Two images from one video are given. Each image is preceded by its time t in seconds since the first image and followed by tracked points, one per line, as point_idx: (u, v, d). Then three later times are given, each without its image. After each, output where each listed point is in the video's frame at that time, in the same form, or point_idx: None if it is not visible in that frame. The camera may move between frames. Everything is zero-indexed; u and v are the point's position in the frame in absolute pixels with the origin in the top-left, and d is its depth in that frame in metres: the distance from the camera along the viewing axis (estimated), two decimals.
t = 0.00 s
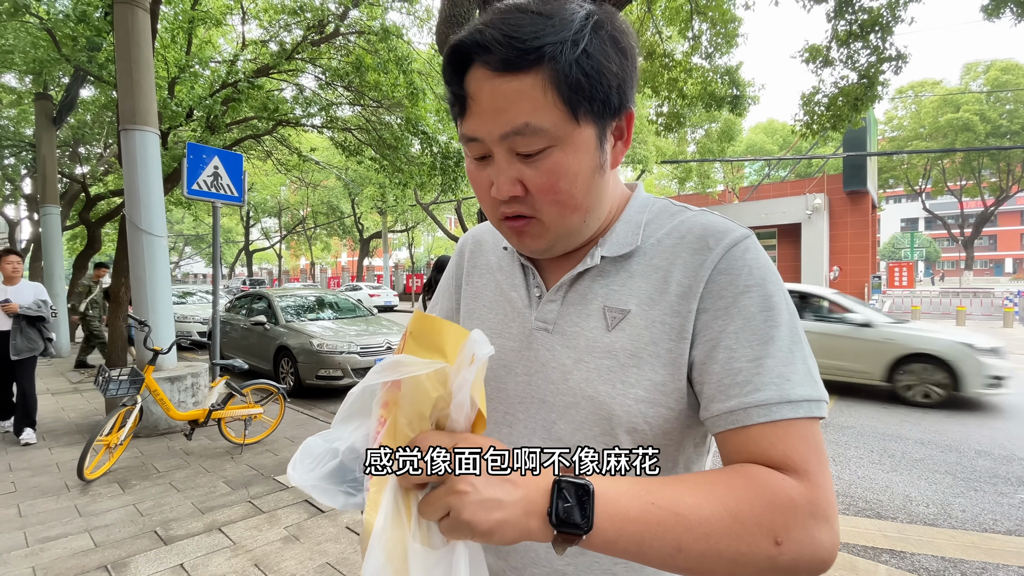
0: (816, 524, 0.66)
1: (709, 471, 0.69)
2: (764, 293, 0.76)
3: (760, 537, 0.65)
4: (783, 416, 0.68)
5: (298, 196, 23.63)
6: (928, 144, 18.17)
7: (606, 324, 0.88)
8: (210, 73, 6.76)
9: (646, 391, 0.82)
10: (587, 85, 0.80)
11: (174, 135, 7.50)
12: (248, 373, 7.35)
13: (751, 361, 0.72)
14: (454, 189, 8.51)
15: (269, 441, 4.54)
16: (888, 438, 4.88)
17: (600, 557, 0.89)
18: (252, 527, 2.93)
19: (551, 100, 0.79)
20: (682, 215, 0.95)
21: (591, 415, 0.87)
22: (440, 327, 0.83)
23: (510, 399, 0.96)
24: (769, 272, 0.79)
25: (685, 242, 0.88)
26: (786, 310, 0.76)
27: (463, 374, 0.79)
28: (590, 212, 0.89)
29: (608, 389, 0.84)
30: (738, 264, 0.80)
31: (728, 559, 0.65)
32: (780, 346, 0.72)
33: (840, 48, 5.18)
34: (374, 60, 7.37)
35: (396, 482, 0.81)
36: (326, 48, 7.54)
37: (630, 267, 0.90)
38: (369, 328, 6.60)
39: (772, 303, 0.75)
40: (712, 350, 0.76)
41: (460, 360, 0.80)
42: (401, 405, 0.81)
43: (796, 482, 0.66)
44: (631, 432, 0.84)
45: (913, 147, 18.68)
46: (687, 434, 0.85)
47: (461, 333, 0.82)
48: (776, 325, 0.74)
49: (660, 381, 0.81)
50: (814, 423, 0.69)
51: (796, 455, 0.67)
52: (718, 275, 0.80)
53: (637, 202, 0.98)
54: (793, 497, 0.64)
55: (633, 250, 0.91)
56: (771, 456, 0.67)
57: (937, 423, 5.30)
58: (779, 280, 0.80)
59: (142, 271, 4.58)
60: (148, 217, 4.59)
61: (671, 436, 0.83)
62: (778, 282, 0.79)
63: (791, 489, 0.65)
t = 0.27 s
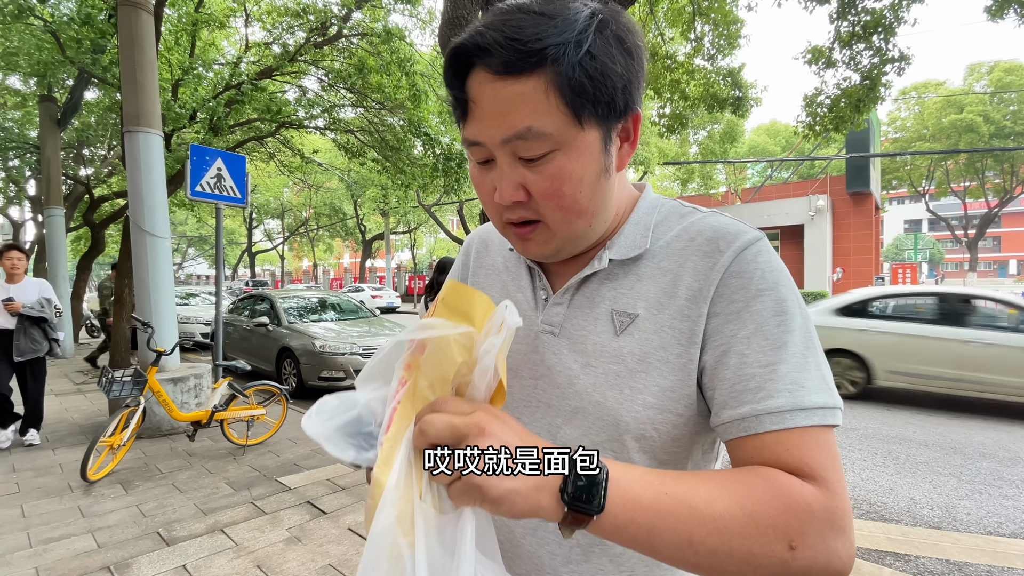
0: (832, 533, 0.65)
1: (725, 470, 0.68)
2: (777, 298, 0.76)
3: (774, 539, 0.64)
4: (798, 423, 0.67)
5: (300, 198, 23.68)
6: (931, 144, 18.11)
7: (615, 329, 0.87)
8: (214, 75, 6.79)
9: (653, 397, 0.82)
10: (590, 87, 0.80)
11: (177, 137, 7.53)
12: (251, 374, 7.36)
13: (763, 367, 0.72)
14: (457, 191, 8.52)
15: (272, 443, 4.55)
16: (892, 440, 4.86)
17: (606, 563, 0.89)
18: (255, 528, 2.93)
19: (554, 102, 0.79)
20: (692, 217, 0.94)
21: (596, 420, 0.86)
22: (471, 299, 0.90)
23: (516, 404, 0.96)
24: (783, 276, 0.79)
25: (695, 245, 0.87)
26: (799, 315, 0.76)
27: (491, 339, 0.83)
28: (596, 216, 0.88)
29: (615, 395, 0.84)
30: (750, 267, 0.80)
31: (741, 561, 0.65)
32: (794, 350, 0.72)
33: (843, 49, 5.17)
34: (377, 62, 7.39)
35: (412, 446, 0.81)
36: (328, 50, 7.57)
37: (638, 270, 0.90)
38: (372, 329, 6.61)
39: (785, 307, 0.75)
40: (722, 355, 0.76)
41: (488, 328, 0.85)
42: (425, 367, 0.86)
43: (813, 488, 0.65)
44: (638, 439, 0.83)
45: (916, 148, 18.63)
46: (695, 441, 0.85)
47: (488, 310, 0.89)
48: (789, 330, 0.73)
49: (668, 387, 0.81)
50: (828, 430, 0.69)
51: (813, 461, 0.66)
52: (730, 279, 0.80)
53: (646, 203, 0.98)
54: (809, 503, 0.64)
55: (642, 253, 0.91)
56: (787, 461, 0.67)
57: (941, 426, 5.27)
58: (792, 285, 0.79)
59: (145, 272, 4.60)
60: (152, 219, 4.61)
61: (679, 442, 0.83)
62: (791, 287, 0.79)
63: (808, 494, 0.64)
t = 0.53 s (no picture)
0: (838, 532, 0.65)
1: (729, 462, 0.69)
2: (779, 296, 0.76)
3: (778, 533, 0.64)
4: (801, 421, 0.67)
5: (302, 198, 23.70)
6: (933, 145, 18.09)
7: (615, 329, 0.88)
8: (216, 76, 6.79)
9: (655, 399, 0.82)
10: (583, 94, 0.80)
11: (179, 138, 7.54)
12: (252, 374, 7.37)
13: (765, 366, 0.71)
14: (458, 191, 8.52)
15: (273, 443, 4.55)
16: (895, 442, 4.84)
17: (607, 564, 0.89)
18: (256, 528, 2.93)
19: (547, 110, 0.79)
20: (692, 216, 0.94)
21: (597, 422, 0.86)
22: (487, 269, 0.92)
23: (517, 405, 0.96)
24: (786, 274, 0.79)
25: (696, 244, 0.87)
26: (802, 314, 0.76)
27: (504, 305, 0.83)
28: (592, 221, 0.88)
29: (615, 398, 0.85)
30: (752, 265, 0.80)
31: (743, 554, 0.65)
32: (797, 348, 0.72)
33: (844, 50, 5.16)
34: (378, 63, 7.40)
35: (415, 404, 0.83)
36: (330, 51, 7.58)
37: (638, 269, 0.90)
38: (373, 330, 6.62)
39: (788, 306, 0.75)
40: (724, 356, 0.76)
41: (501, 295, 0.86)
42: (436, 330, 0.88)
43: (819, 485, 0.65)
44: (639, 440, 0.83)
45: (918, 149, 18.61)
46: (696, 442, 0.85)
47: (503, 278, 0.90)
48: (792, 328, 0.73)
49: (669, 388, 0.81)
50: (833, 428, 0.69)
51: (819, 457, 0.66)
52: (731, 276, 0.80)
53: (647, 202, 0.98)
54: (815, 499, 0.64)
55: (642, 252, 0.91)
56: (792, 458, 0.67)
57: (944, 427, 5.26)
58: (796, 284, 0.79)
59: (147, 272, 4.61)
60: (153, 219, 4.62)
61: (680, 443, 0.83)
62: (795, 286, 0.79)
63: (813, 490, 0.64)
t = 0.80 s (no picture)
0: (845, 541, 0.65)
1: (734, 472, 0.68)
2: (781, 299, 0.75)
3: (782, 541, 0.64)
4: (804, 427, 0.67)
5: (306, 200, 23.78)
6: (939, 146, 17.99)
7: (618, 334, 0.87)
8: (221, 79, 6.82)
9: (657, 402, 0.82)
10: (586, 93, 0.80)
11: (184, 140, 7.58)
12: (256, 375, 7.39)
13: (767, 372, 0.71)
14: (462, 193, 8.54)
15: (277, 444, 4.57)
16: (901, 445, 4.81)
17: (609, 569, 0.88)
18: (260, 529, 2.94)
19: (549, 108, 0.80)
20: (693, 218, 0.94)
21: (599, 426, 0.86)
22: (477, 288, 0.92)
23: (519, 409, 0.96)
24: (788, 278, 0.79)
25: (697, 247, 0.88)
26: (804, 317, 0.76)
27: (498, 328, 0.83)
28: (594, 222, 0.88)
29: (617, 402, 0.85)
30: (753, 269, 0.80)
31: (747, 562, 0.65)
32: (800, 352, 0.72)
33: (849, 51, 5.15)
34: (382, 65, 7.42)
35: (413, 432, 0.83)
36: (335, 53, 7.61)
37: (639, 272, 0.90)
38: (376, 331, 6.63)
39: (791, 310, 0.75)
40: (726, 360, 0.76)
41: (494, 318, 0.86)
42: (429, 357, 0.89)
43: (825, 494, 0.65)
44: (641, 445, 0.83)
45: (923, 150, 18.52)
46: (698, 446, 0.85)
47: (494, 298, 0.90)
48: (794, 332, 0.73)
49: (671, 393, 0.81)
50: (836, 435, 0.69)
51: (823, 466, 0.66)
52: (733, 281, 0.80)
53: (648, 204, 0.99)
54: (821, 508, 0.64)
55: (643, 256, 0.91)
56: (796, 465, 0.67)
57: (950, 430, 5.22)
58: (797, 287, 0.79)
59: (153, 274, 4.63)
60: (159, 221, 4.65)
61: (682, 447, 0.83)
62: (797, 289, 0.79)
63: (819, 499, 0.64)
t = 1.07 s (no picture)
0: (850, 534, 0.65)
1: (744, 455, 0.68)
2: (782, 296, 0.75)
3: (789, 527, 0.64)
4: (808, 421, 0.67)
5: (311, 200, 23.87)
6: (946, 146, 17.87)
7: (620, 333, 0.87)
8: (226, 80, 6.84)
9: (660, 402, 0.82)
10: (587, 107, 0.80)
11: (190, 141, 7.63)
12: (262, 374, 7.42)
13: (770, 369, 0.71)
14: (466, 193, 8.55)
15: (282, 443, 4.59)
16: (907, 446, 4.78)
17: (612, 568, 0.88)
18: (265, 528, 2.95)
19: (549, 119, 0.79)
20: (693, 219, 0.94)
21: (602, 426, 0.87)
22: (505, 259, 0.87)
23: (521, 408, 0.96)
24: (790, 274, 0.79)
25: (698, 246, 0.87)
26: (805, 314, 0.75)
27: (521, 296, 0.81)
28: (589, 236, 0.88)
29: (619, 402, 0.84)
30: (755, 266, 0.79)
31: (753, 544, 0.65)
32: (802, 348, 0.71)
33: (855, 50, 5.12)
34: (386, 66, 7.45)
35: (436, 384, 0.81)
36: (339, 54, 7.62)
37: (641, 272, 0.90)
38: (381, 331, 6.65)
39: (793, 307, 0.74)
40: (728, 358, 0.75)
41: (519, 285, 0.83)
42: (455, 319, 0.86)
43: (832, 485, 0.65)
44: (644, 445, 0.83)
45: (930, 149, 18.40)
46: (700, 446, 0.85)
47: (521, 270, 0.87)
48: (796, 328, 0.73)
49: (673, 392, 0.81)
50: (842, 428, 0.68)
51: (830, 456, 0.66)
52: (734, 278, 0.80)
53: (649, 206, 0.98)
54: (828, 497, 0.64)
55: (645, 256, 0.90)
56: (802, 454, 0.67)
57: (957, 431, 5.18)
58: (800, 284, 0.79)
59: (158, 274, 4.66)
60: (165, 222, 4.67)
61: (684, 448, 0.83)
62: (799, 286, 0.78)
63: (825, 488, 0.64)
